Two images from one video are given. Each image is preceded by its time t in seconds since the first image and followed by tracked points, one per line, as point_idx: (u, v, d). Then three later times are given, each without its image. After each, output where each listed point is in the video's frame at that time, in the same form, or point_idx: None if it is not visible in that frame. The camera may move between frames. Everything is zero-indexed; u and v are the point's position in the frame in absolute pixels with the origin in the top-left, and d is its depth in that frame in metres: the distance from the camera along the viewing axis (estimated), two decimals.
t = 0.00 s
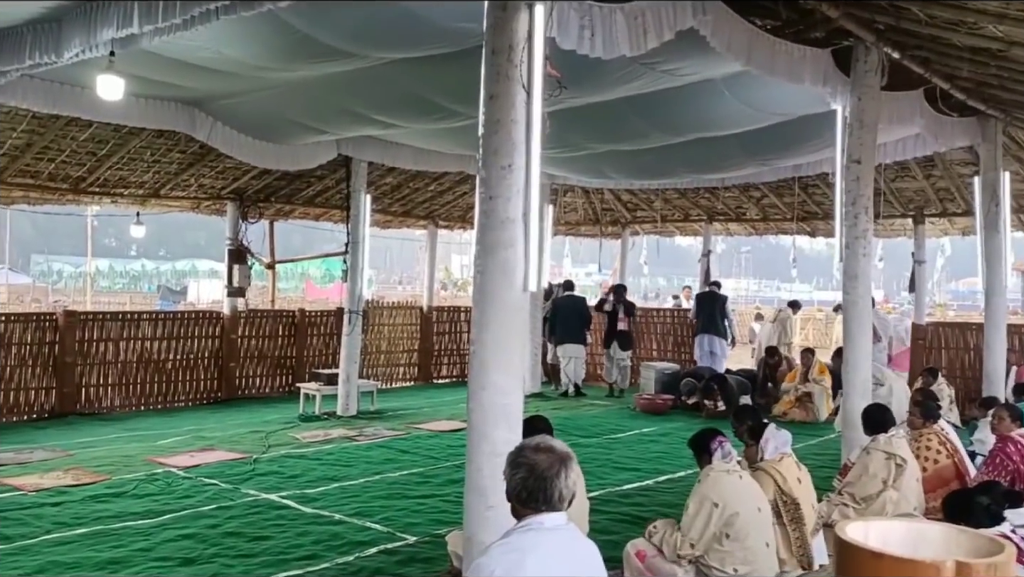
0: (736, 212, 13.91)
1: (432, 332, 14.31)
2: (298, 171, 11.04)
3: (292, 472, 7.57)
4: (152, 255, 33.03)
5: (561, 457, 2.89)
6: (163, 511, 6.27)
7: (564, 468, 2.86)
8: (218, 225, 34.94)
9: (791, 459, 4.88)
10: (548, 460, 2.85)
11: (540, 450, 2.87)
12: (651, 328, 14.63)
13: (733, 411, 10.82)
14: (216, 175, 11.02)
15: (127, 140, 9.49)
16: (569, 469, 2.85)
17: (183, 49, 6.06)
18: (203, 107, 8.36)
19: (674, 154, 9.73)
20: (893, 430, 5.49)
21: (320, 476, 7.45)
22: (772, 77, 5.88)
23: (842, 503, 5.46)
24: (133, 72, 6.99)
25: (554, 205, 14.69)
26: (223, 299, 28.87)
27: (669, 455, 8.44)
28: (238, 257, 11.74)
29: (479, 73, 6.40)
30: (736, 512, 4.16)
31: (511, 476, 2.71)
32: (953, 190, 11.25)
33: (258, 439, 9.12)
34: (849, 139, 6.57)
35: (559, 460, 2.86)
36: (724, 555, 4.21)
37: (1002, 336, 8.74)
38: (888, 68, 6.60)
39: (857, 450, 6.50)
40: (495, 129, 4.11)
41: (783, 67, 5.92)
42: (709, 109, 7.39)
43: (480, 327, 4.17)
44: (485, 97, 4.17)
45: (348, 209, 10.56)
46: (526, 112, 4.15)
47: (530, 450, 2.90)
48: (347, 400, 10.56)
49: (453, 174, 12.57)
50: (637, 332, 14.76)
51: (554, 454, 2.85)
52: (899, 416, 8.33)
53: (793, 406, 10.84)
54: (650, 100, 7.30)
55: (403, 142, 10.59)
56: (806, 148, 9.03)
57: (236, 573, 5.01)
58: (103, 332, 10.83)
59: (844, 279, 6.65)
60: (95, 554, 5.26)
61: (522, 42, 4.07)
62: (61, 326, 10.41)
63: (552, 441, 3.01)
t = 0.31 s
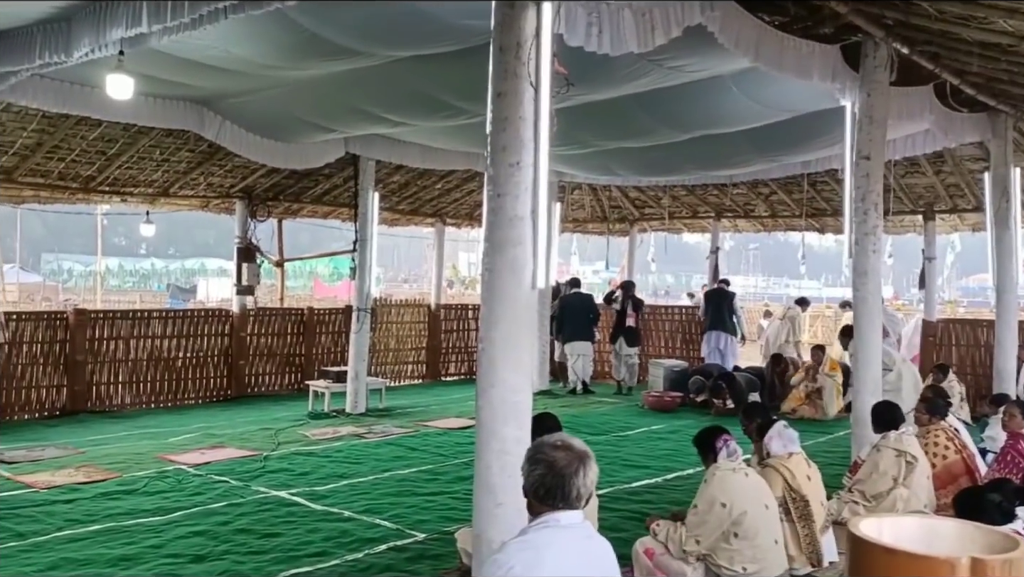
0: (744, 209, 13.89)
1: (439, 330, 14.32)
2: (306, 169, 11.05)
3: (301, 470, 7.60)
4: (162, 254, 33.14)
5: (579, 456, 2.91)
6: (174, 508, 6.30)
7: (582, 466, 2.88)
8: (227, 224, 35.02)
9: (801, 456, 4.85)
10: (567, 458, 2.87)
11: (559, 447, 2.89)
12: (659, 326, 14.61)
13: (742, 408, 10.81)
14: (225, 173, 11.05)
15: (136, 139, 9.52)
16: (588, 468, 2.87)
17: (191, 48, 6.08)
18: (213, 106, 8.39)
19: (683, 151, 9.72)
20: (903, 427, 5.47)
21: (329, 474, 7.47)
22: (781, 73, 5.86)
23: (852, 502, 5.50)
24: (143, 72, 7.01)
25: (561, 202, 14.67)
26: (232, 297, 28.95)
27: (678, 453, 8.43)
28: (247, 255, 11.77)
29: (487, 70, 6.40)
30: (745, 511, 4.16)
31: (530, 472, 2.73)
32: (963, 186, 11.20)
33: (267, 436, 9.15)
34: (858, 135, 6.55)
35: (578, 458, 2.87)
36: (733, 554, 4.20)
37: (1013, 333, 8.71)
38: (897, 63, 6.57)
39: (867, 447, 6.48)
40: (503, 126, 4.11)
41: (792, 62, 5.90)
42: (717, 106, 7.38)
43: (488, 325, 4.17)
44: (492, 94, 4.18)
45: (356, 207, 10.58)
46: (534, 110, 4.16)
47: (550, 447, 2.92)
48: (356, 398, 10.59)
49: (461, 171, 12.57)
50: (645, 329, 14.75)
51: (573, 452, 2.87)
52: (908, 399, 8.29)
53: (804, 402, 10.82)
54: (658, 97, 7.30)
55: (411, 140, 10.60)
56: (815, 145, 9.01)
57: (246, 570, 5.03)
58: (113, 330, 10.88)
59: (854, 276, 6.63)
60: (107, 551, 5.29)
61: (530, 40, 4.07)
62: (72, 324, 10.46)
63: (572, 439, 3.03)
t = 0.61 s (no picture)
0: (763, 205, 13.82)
1: (457, 326, 14.35)
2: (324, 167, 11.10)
3: (321, 465, 7.64)
4: (182, 251, 33.38)
5: (597, 452, 2.92)
6: (196, 502, 6.36)
7: (600, 462, 2.90)
8: (246, 221, 35.24)
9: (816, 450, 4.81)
10: (584, 454, 2.88)
11: (576, 442, 2.90)
12: (677, 322, 14.58)
13: (761, 406, 10.78)
14: (244, 171, 11.12)
15: (157, 137, 9.59)
16: (605, 463, 2.88)
17: (211, 46, 6.13)
18: (233, 104, 8.44)
19: (702, 146, 9.69)
20: (924, 425, 5.44)
21: (349, 469, 7.51)
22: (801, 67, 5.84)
23: (874, 499, 5.51)
24: (163, 70, 7.07)
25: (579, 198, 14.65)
26: (251, 294, 29.13)
27: (697, 450, 8.41)
28: (266, 252, 11.84)
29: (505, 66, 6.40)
30: (764, 510, 4.15)
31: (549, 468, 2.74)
32: (986, 180, 11.09)
33: (287, 432, 9.22)
34: (880, 129, 6.51)
35: (594, 454, 2.89)
36: (751, 553, 4.20)
37: None
38: (919, 57, 6.52)
39: (889, 444, 6.44)
40: (521, 122, 4.13)
41: (812, 56, 5.87)
42: (737, 101, 7.36)
43: (508, 321, 4.18)
44: (512, 90, 4.18)
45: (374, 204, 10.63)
46: (553, 106, 4.16)
47: (566, 443, 2.93)
48: (375, 393, 10.64)
49: (478, 168, 12.57)
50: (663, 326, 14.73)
51: (590, 448, 2.88)
52: (919, 391, 8.25)
53: (822, 399, 10.78)
54: (677, 92, 7.29)
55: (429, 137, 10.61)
56: (835, 139, 8.96)
57: (266, 564, 5.07)
58: (135, 327, 10.98)
59: (875, 272, 6.60)
60: (129, 545, 5.35)
61: (548, 35, 4.08)
62: (94, 321, 10.57)
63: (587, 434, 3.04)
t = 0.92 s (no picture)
0: (792, 199, 13.72)
1: (483, 322, 14.38)
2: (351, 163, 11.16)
3: (350, 459, 7.71)
4: (211, 248, 33.68)
5: (615, 447, 3.04)
6: (228, 495, 6.44)
7: (620, 457, 3.01)
8: (273, 218, 35.48)
9: (842, 446, 4.78)
10: (604, 450, 3.00)
11: (594, 440, 3.02)
12: (704, 318, 14.52)
13: (790, 402, 10.72)
14: (273, 168, 11.21)
15: (188, 135, 9.70)
16: (624, 458, 3.00)
17: (241, 44, 6.20)
18: (262, 101, 8.53)
19: (731, 141, 9.64)
20: (959, 421, 5.37)
21: (376, 463, 7.56)
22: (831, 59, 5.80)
23: (907, 497, 5.57)
24: (195, 68, 7.16)
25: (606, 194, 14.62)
26: (279, 290, 29.35)
27: (725, 446, 8.39)
28: (294, 248, 11.94)
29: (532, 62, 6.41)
30: (795, 508, 4.13)
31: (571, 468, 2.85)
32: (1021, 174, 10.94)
33: (315, 426, 9.29)
34: (912, 122, 6.45)
35: (613, 450, 3.00)
36: (784, 550, 4.17)
37: None
38: (952, 48, 6.45)
39: (922, 441, 6.38)
40: (549, 117, 4.14)
41: (844, 48, 5.83)
42: (767, 94, 7.32)
43: (535, 316, 4.19)
44: (540, 84, 4.19)
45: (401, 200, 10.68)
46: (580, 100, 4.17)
47: (585, 442, 3.05)
48: (402, 388, 10.71)
49: (504, 164, 12.58)
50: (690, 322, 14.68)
51: (608, 444, 3.00)
52: (953, 383, 8.11)
53: (853, 395, 10.71)
54: (706, 85, 7.26)
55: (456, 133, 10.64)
56: (866, 133, 8.87)
57: (298, 556, 5.13)
58: (167, 322, 11.11)
59: (908, 266, 6.53)
60: (164, 536, 5.43)
61: (576, 29, 4.09)
62: (127, 316, 10.71)
63: (606, 432, 3.16)
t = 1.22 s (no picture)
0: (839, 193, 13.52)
1: (524, 317, 14.40)
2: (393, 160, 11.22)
3: (393, 453, 7.78)
4: (256, 244, 34.13)
5: (654, 441, 3.03)
6: (274, 486, 6.54)
7: (659, 450, 3.00)
8: (316, 215, 35.88)
9: (888, 444, 4.72)
10: (642, 444, 2.99)
11: (633, 435, 3.02)
12: (748, 314, 14.39)
13: (837, 400, 10.57)
14: (316, 165, 11.34)
15: (234, 132, 9.84)
16: (664, 451, 2.99)
17: (286, 42, 6.28)
18: (306, 98, 8.63)
19: (776, 133, 9.53)
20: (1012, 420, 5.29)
21: (419, 457, 7.62)
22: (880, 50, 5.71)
23: (958, 496, 5.47)
24: (242, 67, 7.26)
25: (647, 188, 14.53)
26: (322, 285, 29.66)
27: (770, 443, 8.31)
28: (337, 244, 12.06)
29: (575, 55, 6.40)
30: (842, 505, 4.08)
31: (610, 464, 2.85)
32: None
33: (358, 420, 9.39)
34: (965, 113, 6.33)
35: (652, 444, 2.99)
36: (830, 548, 4.13)
37: None
38: (1006, 37, 6.31)
39: (974, 440, 6.28)
40: (593, 110, 4.13)
41: (893, 38, 5.73)
42: (813, 86, 7.22)
43: (578, 310, 4.19)
44: (583, 78, 4.18)
45: (442, 196, 10.74)
46: (624, 93, 4.15)
47: (624, 437, 3.05)
48: (443, 383, 10.77)
49: (545, 159, 12.57)
50: (734, 317, 14.56)
51: (648, 438, 2.99)
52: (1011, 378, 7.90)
53: (902, 392, 10.54)
54: (751, 77, 7.19)
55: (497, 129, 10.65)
56: (915, 125, 8.71)
57: (344, 547, 5.19)
58: (214, 317, 11.30)
59: (960, 261, 6.42)
60: (213, 526, 5.53)
61: (620, 22, 4.07)
62: (176, 311, 10.92)
63: (644, 426, 3.15)
